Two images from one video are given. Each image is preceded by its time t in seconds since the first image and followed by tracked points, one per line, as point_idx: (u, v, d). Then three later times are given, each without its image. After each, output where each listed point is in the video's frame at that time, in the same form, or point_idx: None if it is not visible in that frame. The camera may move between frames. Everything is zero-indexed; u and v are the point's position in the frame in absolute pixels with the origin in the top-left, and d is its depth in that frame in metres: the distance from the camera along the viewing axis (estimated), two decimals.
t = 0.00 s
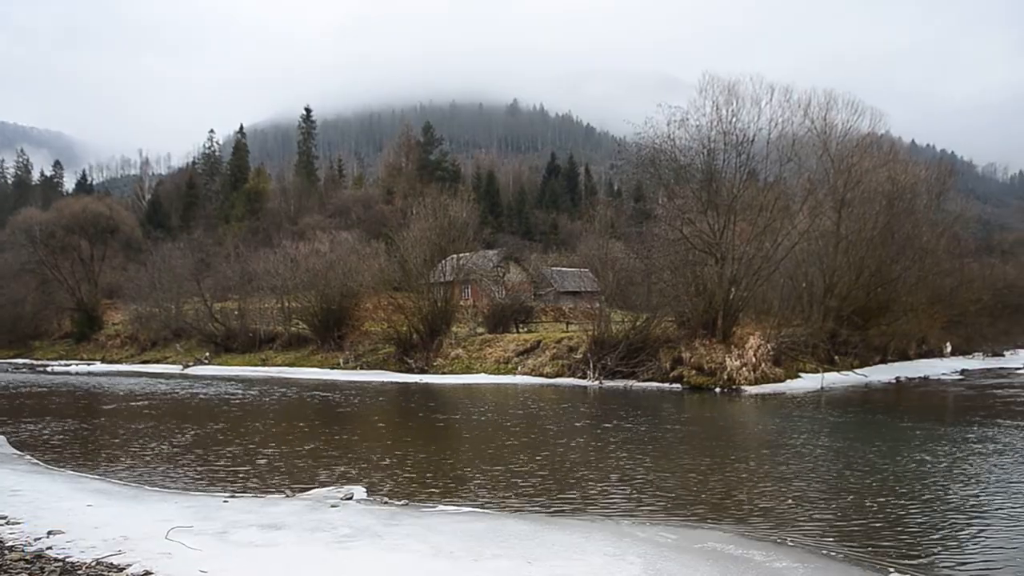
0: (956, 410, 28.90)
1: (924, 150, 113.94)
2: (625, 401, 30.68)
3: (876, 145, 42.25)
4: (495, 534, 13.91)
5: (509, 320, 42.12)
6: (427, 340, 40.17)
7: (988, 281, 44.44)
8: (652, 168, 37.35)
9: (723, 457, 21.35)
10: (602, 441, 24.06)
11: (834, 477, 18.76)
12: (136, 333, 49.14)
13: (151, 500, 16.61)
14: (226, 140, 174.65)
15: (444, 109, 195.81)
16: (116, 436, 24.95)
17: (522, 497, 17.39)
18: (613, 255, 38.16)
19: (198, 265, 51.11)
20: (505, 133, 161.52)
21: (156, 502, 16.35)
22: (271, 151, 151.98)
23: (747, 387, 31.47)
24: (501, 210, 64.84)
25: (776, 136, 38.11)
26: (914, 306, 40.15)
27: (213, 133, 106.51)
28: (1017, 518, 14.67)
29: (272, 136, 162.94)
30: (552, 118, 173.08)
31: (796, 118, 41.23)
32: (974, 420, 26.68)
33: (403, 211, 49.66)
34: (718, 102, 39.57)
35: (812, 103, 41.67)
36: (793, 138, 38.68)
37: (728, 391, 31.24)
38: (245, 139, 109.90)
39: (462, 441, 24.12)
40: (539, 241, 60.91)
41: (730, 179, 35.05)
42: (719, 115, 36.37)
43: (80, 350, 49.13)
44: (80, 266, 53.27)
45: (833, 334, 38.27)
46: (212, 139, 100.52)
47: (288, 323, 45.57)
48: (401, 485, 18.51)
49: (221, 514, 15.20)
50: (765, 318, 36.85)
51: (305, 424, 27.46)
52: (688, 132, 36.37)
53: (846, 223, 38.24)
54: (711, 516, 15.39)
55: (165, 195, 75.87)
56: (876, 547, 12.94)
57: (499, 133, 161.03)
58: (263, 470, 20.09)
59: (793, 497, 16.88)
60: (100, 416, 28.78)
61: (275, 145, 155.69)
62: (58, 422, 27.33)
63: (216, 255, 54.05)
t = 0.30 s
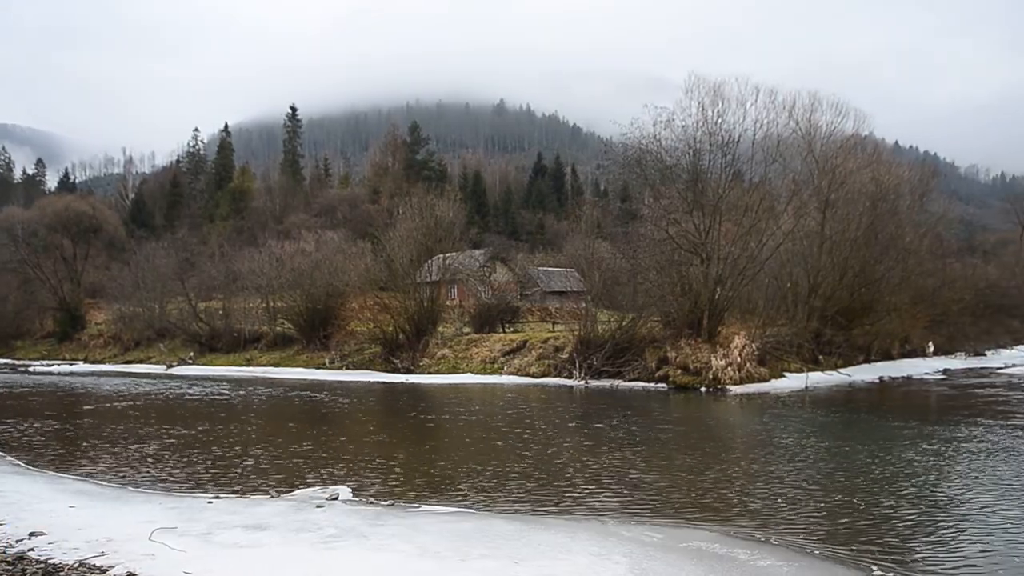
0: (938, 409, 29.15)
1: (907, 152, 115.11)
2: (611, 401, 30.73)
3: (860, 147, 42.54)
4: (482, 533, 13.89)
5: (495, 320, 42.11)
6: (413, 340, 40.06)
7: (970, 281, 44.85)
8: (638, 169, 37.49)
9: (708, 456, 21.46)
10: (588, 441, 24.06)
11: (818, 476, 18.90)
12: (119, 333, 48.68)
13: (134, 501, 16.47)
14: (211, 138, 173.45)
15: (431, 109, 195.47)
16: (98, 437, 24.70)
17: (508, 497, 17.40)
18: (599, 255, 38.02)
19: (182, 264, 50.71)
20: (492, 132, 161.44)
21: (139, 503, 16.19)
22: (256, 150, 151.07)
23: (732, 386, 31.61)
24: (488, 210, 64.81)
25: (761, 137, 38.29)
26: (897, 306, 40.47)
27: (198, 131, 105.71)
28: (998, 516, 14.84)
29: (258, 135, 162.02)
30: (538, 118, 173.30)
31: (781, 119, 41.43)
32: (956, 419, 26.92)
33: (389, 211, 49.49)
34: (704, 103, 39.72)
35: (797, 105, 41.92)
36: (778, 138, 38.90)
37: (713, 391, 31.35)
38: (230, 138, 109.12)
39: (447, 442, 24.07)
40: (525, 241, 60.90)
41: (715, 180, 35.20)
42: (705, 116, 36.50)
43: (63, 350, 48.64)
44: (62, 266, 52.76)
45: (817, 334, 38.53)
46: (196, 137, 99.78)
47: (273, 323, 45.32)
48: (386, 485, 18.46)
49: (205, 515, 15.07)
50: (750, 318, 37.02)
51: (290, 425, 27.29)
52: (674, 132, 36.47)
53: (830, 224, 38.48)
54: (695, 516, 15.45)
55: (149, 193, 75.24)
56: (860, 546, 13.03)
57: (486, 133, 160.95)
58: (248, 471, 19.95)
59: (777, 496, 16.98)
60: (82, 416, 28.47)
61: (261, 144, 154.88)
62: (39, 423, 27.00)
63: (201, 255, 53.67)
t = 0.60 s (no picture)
0: (919, 408, 29.41)
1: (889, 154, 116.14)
2: (595, 401, 30.75)
3: (843, 148, 42.84)
4: (466, 533, 13.86)
5: (480, 320, 42.10)
6: (397, 340, 39.93)
7: (950, 281, 45.30)
8: (623, 169, 37.59)
9: (692, 455, 21.53)
10: (572, 441, 24.04)
11: (802, 474, 19.00)
12: (100, 333, 48.17)
13: (115, 502, 16.29)
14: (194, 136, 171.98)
15: (417, 108, 194.99)
16: (78, 438, 24.42)
17: (492, 497, 17.37)
18: (584, 255, 37.70)
19: (164, 263, 50.25)
20: (478, 132, 161.30)
21: (120, 505, 16.00)
22: (240, 148, 149.97)
23: (715, 386, 31.75)
24: (472, 210, 64.73)
25: (744, 137, 38.46)
26: (879, 306, 40.79)
27: (180, 129, 104.83)
28: (978, 514, 14.99)
29: (241, 133, 160.93)
30: (524, 118, 173.36)
31: (765, 120, 41.63)
32: (936, 418, 27.16)
33: (373, 210, 49.29)
34: (688, 104, 39.86)
35: (780, 106, 42.17)
36: (762, 139, 39.11)
37: (697, 390, 31.46)
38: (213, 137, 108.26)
39: (431, 442, 23.98)
40: (510, 241, 60.86)
41: (699, 180, 35.31)
42: (689, 116, 36.59)
43: (43, 350, 48.09)
44: (42, 264, 52.14)
45: (800, 334, 38.82)
46: (179, 135, 98.87)
47: (256, 323, 45.04)
48: (370, 486, 18.38)
49: (187, 517, 14.92)
50: (733, 317, 37.19)
51: (272, 425, 27.10)
52: (659, 133, 36.56)
53: (813, 224, 38.75)
54: (679, 515, 15.50)
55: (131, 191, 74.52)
56: (843, 545, 13.10)
57: (472, 132, 160.82)
58: (230, 472, 19.77)
59: (761, 495, 17.06)
60: (61, 417, 28.12)
61: (245, 142, 153.88)
62: (17, 424, 26.64)
63: (183, 254, 53.23)
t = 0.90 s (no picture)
0: (900, 408, 29.70)
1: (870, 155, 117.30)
2: (579, 401, 30.81)
3: (825, 149, 43.20)
4: (450, 533, 13.82)
5: (464, 319, 42.07)
6: (381, 340, 39.79)
7: (930, 282, 45.79)
8: (607, 169, 37.70)
9: (675, 455, 21.61)
10: (555, 441, 24.07)
11: (784, 474, 19.14)
12: (80, 332, 47.65)
13: (94, 503, 16.11)
14: (176, 134, 170.52)
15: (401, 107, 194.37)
16: (57, 439, 24.13)
17: (476, 497, 17.36)
18: (568, 256, 37.69)
19: (145, 263, 49.76)
20: (462, 131, 161.13)
21: (100, 506, 15.84)
22: (223, 146, 148.82)
23: (699, 386, 31.92)
24: (457, 210, 64.63)
25: (727, 138, 38.70)
26: (860, 306, 41.15)
27: (163, 128, 103.85)
28: (958, 513, 15.13)
29: (224, 131, 159.69)
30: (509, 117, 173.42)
31: (747, 121, 41.87)
32: (916, 418, 27.43)
33: (357, 209, 49.11)
34: (672, 104, 40.04)
35: (763, 107, 42.48)
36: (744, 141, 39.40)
37: (680, 390, 31.58)
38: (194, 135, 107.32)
39: (414, 442, 23.94)
40: (494, 241, 60.82)
41: (682, 180, 35.46)
42: (672, 117, 36.72)
43: (22, 350, 47.50)
44: (21, 263, 51.47)
45: (782, 334, 39.11)
46: (161, 133, 97.93)
47: (239, 323, 44.73)
48: (353, 486, 18.31)
49: (168, 517, 14.78)
50: (716, 317, 37.39)
51: (254, 425, 26.90)
52: (642, 133, 36.67)
53: (795, 225, 39.05)
54: (662, 514, 15.56)
55: (112, 189, 73.76)
56: (826, 544, 13.17)
57: (456, 132, 160.62)
58: (212, 472, 19.62)
59: (744, 494, 17.14)
60: (39, 418, 27.76)
61: (228, 141, 152.77)
62: None
63: (165, 253, 52.72)
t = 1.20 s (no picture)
0: (878, 407, 30.00)
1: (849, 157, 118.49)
2: (561, 400, 30.85)
3: (805, 150, 43.59)
4: (431, 533, 13.79)
5: (447, 319, 42.01)
6: (363, 339, 39.63)
7: (909, 282, 46.29)
8: (590, 169, 37.81)
9: (656, 454, 21.70)
10: (537, 441, 24.07)
11: (765, 472, 19.26)
12: (58, 331, 47.05)
13: (71, 504, 15.90)
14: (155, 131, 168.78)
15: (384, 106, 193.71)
16: (33, 440, 23.77)
17: (458, 496, 17.33)
18: (551, 255, 38.28)
19: (124, 261, 49.19)
20: (445, 130, 160.92)
21: (78, 507, 15.65)
22: (203, 143, 147.48)
23: (680, 385, 32.08)
24: (439, 209, 64.48)
25: (708, 139, 39.00)
26: (840, 306, 41.50)
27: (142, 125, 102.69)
28: (938, 512, 15.26)
29: (204, 129, 158.22)
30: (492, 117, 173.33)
31: (729, 122, 42.27)
32: (894, 417, 27.71)
33: (339, 208, 48.89)
34: (654, 105, 40.22)
35: (744, 108, 42.79)
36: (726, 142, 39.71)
37: (662, 390, 31.69)
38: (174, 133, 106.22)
39: (395, 442, 23.86)
40: (477, 240, 60.79)
41: (665, 181, 35.61)
42: (655, 118, 36.84)
43: None
44: None
45: (763, 334, 39.42)
46: (140, 130, 96.80)
47: (219, 322, 44.36)
48: (334, 486, 18.24)
49: (146, 519, 14.62)
50: (697, 317, 37.56)
51: (234, 426, 26.63)
52: (625, 134, 36.79)
53: (776, 226, 39.33)
54: (644, 513, 15.58)
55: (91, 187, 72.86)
56: (807, 544, 13.20)
57: (439, 131, 160.39)
58: (191, 473, 19.43)
59: (726, 493, 17.21)
60: (14, 419, 27.34)
61: (208, 139, 151.41)
62: None
63: (144, 251, 52.12)
